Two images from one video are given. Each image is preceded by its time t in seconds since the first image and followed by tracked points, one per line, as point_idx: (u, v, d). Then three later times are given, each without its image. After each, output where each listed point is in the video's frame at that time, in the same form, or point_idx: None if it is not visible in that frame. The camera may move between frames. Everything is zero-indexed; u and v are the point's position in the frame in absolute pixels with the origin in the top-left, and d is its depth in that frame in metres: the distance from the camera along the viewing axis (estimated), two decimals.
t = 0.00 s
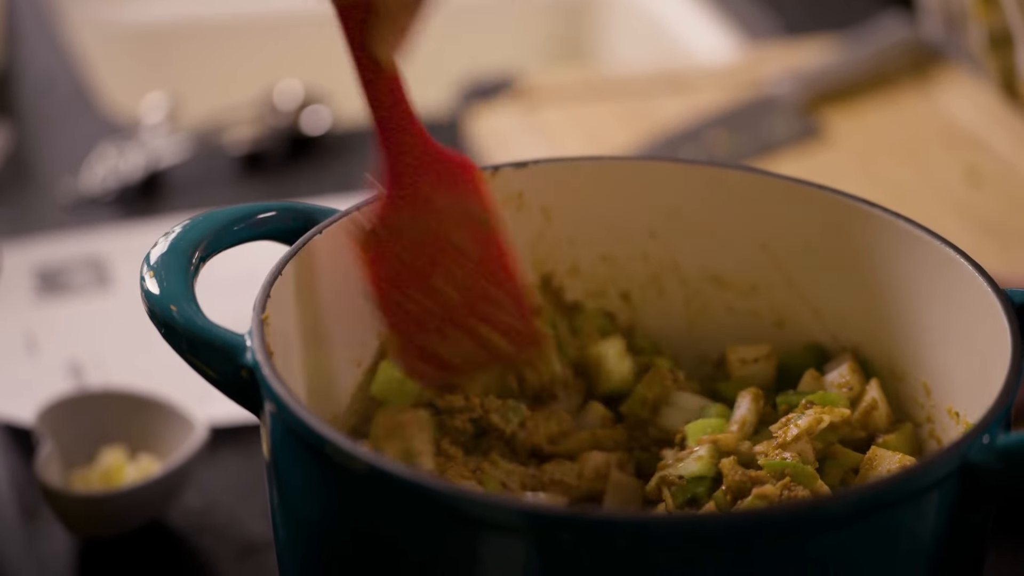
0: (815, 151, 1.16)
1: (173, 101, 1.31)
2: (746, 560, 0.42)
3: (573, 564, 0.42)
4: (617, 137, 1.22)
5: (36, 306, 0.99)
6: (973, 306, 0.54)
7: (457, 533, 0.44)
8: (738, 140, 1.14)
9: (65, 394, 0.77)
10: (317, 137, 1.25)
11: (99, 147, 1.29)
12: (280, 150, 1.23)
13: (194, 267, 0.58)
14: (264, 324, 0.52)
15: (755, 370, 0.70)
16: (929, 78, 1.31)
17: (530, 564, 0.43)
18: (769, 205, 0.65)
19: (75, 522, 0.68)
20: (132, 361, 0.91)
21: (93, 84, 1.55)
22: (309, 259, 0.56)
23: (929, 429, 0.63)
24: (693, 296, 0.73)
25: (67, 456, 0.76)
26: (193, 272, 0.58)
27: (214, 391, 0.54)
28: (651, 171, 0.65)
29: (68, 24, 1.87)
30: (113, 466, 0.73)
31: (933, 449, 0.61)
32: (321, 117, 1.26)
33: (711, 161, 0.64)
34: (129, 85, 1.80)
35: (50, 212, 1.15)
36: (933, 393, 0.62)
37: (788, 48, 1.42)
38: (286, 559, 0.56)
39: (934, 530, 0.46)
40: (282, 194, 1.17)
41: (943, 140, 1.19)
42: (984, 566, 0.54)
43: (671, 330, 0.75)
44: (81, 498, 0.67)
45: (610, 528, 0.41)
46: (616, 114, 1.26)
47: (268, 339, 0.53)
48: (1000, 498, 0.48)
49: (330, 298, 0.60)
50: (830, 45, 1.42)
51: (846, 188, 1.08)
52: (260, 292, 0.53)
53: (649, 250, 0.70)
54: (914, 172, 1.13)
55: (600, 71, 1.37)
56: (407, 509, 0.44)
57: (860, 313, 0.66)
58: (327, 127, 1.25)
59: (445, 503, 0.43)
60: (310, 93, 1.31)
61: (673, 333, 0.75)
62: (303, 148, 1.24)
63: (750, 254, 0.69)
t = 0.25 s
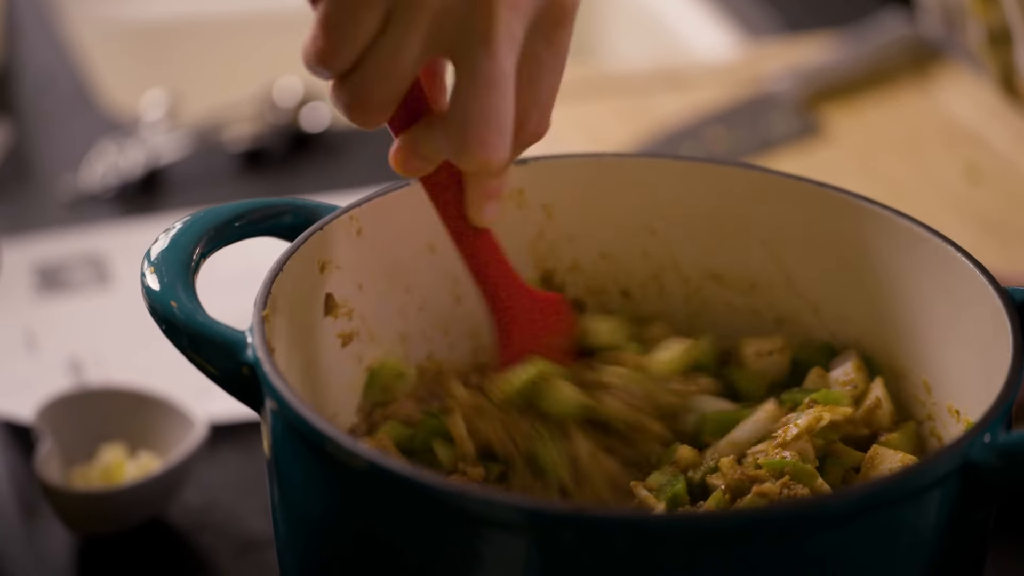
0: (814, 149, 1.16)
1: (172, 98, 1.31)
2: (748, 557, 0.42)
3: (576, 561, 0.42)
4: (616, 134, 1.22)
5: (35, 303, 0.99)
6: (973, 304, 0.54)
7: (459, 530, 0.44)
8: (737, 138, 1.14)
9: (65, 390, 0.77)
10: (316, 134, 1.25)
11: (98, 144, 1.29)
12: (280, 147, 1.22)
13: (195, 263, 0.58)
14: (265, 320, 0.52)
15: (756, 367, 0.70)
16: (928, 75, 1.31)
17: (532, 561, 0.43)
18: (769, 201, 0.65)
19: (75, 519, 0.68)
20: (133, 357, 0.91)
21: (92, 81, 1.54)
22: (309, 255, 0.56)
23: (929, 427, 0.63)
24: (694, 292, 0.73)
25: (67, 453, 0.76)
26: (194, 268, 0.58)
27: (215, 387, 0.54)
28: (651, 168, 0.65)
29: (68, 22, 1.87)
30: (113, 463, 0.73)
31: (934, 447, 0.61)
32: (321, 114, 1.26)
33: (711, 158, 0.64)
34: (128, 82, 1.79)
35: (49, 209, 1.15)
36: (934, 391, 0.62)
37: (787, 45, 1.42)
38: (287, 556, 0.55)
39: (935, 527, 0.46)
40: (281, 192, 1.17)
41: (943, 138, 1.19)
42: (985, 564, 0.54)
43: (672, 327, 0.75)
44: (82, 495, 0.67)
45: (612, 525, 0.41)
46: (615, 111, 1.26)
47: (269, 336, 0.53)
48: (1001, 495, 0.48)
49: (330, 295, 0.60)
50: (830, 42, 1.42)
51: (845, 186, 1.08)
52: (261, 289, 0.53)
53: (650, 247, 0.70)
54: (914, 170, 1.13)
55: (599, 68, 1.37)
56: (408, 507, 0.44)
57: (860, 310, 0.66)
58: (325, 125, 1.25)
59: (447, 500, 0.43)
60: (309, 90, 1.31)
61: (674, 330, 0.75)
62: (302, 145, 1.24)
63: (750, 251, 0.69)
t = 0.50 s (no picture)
0: (813, 146, 1.16)
1: (171, 97, 1.31)
2: (744, 557, 0.42)
3: (572, 559, 0.42)
4: (614, 132, 1.21)
5: (34, 301, 0.99)
6: (972, 302, 0.54)
7: (455, 529, 0.44)
8: (735, 136, 1.14)
9: (63, 389, 0.77)
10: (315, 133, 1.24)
11: (97, 143, 1.29)
12: (279, 145, 1.22)
13: (191, 262, 0.58)
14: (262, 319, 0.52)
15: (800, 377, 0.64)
16: (927, 74, 1.31)
17: (528, 560, 0.43)
18: (767, 199, 0.65)
19: (72, 518, 0.68)
20: (131, 356, 0.91)
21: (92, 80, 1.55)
22: (305, 254, 0.56)
23: (926, 424, 0.63)
24: (691, 291, 0.73)
25: (65, 451, 0.76)
26: (190, 267, 0.58)
27: (211, 386, 0.54)
28: (648, 166, 0.65)
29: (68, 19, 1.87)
30: (111, 462, 0.73)
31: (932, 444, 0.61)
32: (319, 112, 1.26)
33: (708, 156, 0.64)
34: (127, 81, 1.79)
35: (48, 207, 1.15)
36: (931, 389, 0.62)
37: (786, 43, 1.42)
38: (283, 554, 0.56)
39: (930, 525, 0.46)
40: (280, 190, 1.17)
41: (942, 136, 1.19)
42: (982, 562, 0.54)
43: (669, 326, 0.75)
44: (80, 494, 0.67)
45: (604, 524, 0.41)
46: (613, 109, 1.26)
47: (266, 334, 0.53)
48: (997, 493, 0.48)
49: (327, 294, 0.60)
50: (829, 40, 1.42)
51: (844, 184, 1.08)
52: (258, 288, 0.53)
53: (647, 246, 0.70)
54: (913, 168, 1.13)
55: (598, 66, 1.36)
56: (405, 506, 0.44)
57: (858, 308, 0.66)
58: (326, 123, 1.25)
59: (442, 498, 0.43)
60: (308, 88, 1.31)
61: (673, 329, 0.75)
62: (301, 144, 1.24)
63: (748, 250, 0.68)
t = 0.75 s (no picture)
0: (809, 145, 1.16)
1: (167, 96, 1.31)
2: (739, 555, 0.42)
3: (567, 558, 0.42)
4: (610, 131, 1.21)
5: (30, 301, 0.99)
6: (967, 299, 0.54)
7: (451, 527, 0.44)
8: (731, 135, 1.14)
9: (59, 388, 0.77)
10: (310, 131, 1.25)
11: (93, 143, 1.29)
12: (275, 144, 1.22)
13: (187, 262, 0.58)
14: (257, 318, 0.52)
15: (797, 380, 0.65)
16: (922, 72, 1.31)
17: (524, 559, 0.43)
18: (762, 198, 0.65)
19: (68, 518, 0.68)
20: (127, 356, 0.91)
21: (87, 79, 1.54)
22: (300, 253, 0.56)
23: (922, 423, 0.63)
24: (687, 290, 0.72)
25: (60, 451, 0.76)
26: (186, 267, 0.58)
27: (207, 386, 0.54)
28: (643, 165, 0.65)
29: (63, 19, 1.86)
30: (107, 461, 0.73)
31: (928, 443, 0.61)
32: (315, 111, 1.26)
33: (703, 155, 0.64)
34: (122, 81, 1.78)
35: (44, 206, 1.15)
36: (927, 387, 0.62)
37: (782, 41, 1.42)
38: (279, 553, 0.56)
39: (926, 523, 0.46)
40: (276, 189, 1.17)
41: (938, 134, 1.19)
42: (977, 560, 0.54)
43: (665, 324, 0.75)
44: (76, 494, 0.67)
45: (598, 522, 0.41)
46: (609, 108, 1.26)
47: (261, 333, 0.53)
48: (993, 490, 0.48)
49: (322, 293, 0.60)
50: (825, 38, 1.42)
51: (839, 183, 1.08)
52: (253, 286, 0.52)
53: (642, 245, 0.70)
54: (908, 166, 1.13)
55: (594, 65, 1.36)
56: (401, 505, 0.44)
57: (854, 307, 0.66)
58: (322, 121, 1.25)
59: (438, 497, 0.43)
60: (303, 87, 1.31)
61: (669, 328, 0.75)
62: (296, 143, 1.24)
63: (744, 248, 0.68)
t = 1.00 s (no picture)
0: (802, 145, 1.16)
1: (160, 96, 1.30)
2: (731, 555, 0.42)
3: (557, 558, 0.42)
4: (603, 131, 1.21)
5: (24, 302, 0.99)
6: (959, 298, 0.54)
7: (442, 528, 0.44)
8: (724, 136, 1.14)
9: (51, 390, 0.77)
10: (303, 132, 1.25)
11: (86, 144, 1.28)
12: (266, 145, 1.23)
13: (179, 263, 0.58)
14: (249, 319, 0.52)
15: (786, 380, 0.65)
16: (915, 72, 1.31)
17: (516, 559, 0.43)
18: (754, 198, 0.65)
19: (61, 519, 0.68)
20: (118, 358, 0.91)
21: (79, 80, 1.54)
22: (292, 254, 0.56)
23: (913, 423, 0.63)
24: (679, 290, 0.72)
25: (53, 452, 0.76)
26: (178, 268, 0.58)
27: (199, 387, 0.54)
28: (634, 165, 0.65)
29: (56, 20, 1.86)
30: (99, 462, 0.73)
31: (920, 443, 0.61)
32: (308, 112, 1.26)
33: (695, 155, 0.64)
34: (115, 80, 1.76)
35: (37, 207, 1.14)
36: (919, 387, 0.62)
37: (775, 42, 1.42)
38: (272, 554, 0.56)
39: (918, 523, 0.46)
40: (268, 190, 1.16)
41: (930, 134, 1.19)
42: (968, 560, 0.54)
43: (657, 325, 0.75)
44: (69, 495, 0.67)
45: (588, 523, 0.41)
46: (601, 108, 1.26)
47: (253, 335, 0.53)
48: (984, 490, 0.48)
49: (313, 294, 0.60)
50: (818, 39, 1.42)
51: (832, 183, 1.08)
52: (245, 288, 0.52)
53: (634, 246, 0.71)
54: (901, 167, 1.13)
55: (586, 66, 1.36)
56: (394, 505, 0.44)
57: (846, 307, 0.66)
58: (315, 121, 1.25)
59: (429, 498, 0.43)
60: (296, 88, 1.31)
61: (661, 330, 0.75)
62: (289, 143, 1.24)
63: (736, 248, 0.68)
